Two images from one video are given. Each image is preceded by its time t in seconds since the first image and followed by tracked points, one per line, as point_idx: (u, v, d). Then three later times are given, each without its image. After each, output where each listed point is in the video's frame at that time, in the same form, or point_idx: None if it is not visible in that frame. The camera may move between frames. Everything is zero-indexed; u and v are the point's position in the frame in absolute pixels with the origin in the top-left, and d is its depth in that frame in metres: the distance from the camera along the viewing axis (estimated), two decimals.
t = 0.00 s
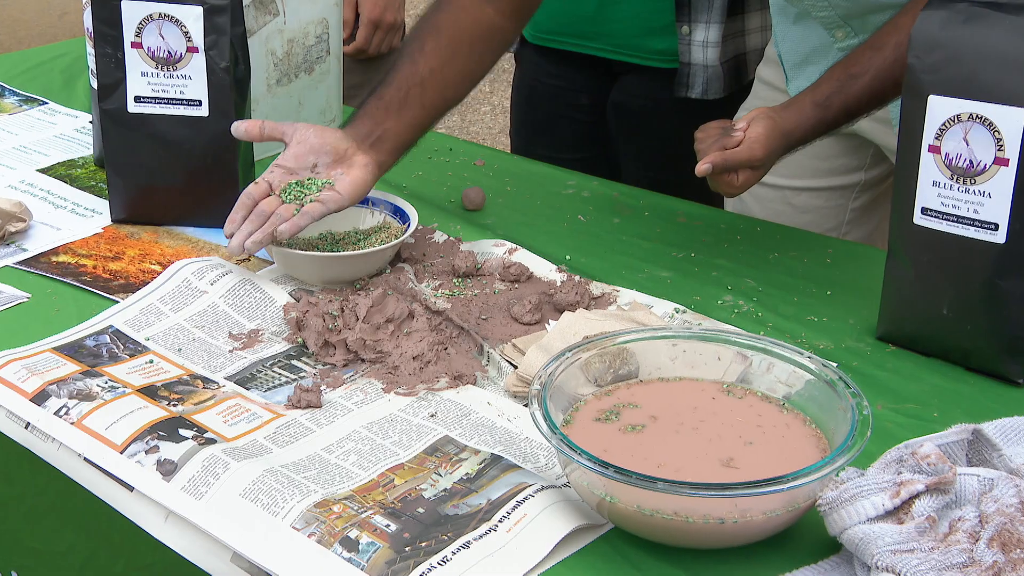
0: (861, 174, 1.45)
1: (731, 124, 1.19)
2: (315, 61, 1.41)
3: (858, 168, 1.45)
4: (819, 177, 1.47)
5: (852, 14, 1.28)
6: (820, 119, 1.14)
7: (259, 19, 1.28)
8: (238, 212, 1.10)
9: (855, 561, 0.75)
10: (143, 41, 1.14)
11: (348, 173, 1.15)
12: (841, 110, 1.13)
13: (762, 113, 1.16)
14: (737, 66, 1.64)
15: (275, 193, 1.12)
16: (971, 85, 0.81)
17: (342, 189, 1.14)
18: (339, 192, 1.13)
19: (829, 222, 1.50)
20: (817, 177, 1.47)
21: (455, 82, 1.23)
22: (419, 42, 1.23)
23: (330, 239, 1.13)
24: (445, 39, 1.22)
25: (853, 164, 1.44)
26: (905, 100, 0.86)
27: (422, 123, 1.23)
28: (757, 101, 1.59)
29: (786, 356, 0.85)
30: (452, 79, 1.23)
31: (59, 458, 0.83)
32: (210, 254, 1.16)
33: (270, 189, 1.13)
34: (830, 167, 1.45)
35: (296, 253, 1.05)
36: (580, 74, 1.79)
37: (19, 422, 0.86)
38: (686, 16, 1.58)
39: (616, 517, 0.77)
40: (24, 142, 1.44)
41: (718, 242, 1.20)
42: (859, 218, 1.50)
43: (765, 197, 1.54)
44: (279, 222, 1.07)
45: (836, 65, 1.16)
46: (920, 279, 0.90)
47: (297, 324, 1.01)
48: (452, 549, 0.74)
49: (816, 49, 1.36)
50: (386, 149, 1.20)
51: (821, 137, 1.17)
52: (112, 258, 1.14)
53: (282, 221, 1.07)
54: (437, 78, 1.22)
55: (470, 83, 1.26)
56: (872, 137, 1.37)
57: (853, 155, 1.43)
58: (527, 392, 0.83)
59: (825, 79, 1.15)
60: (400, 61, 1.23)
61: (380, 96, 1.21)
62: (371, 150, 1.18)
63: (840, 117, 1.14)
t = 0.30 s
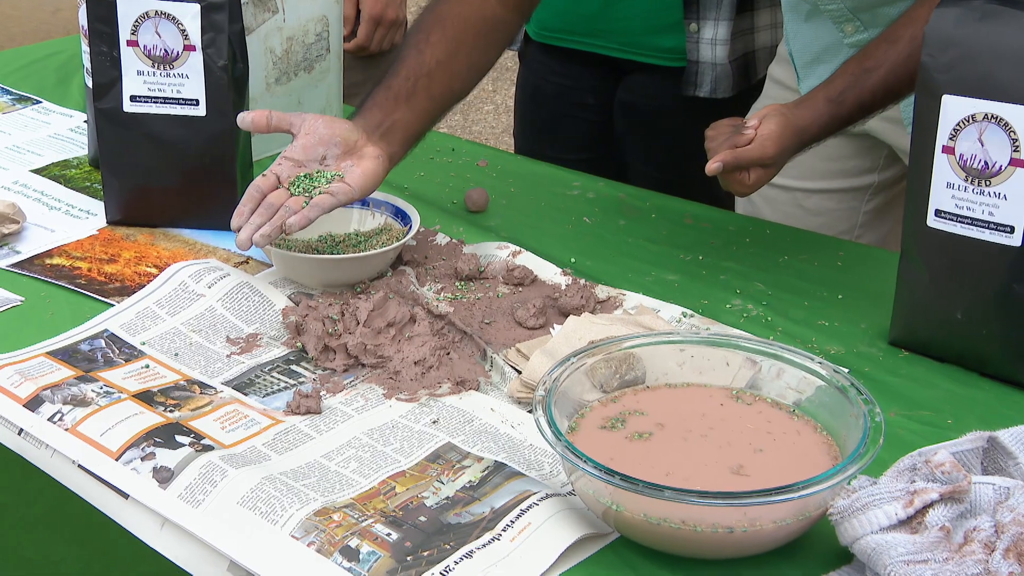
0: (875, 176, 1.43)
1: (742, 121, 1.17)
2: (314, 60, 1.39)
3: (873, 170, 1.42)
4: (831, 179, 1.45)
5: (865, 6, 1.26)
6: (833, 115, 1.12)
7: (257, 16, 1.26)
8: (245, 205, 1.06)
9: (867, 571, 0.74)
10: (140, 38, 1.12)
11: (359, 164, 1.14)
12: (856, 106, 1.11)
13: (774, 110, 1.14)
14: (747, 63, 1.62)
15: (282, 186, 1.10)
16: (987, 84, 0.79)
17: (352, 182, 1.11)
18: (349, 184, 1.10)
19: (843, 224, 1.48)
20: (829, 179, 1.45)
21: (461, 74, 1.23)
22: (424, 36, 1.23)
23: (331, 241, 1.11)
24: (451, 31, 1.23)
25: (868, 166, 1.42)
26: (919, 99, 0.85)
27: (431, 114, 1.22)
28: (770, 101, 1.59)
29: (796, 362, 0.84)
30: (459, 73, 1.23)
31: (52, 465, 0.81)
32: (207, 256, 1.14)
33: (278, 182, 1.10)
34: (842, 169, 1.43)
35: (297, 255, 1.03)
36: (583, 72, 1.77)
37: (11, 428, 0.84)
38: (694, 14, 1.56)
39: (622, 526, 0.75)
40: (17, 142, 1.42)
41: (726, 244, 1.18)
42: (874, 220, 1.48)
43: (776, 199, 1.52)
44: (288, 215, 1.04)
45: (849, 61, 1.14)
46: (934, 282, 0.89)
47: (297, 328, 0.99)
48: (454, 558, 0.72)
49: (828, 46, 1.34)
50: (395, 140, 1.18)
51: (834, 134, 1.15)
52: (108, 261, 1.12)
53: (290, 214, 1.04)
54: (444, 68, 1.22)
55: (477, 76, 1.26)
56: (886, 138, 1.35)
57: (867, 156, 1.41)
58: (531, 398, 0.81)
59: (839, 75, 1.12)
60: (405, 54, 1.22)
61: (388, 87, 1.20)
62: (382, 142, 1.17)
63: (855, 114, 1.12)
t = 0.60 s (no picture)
0: (890, 178, 1.41)
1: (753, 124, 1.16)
2: (315, 60, 1.37)
3: (888, 172, 1.41)
4: (845, 181, 1.43)
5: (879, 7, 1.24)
6: (845, 118, 1.10)
7: (256, 15, 1.24)
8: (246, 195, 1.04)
9: None
10: (136, 37, 1.10)
11: (358, 166, 1.11)
12: (870, 108, 1.09)
13: (785, 113, 1.12)
14: (756, 65, 1.60)
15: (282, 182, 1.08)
16: (1004, 84, 0.77)
17: (352, 183, 1.09)
18: (349, 184, 1.08)
19: (855, 227, 1.46)
20: (844, 181, 1.43)
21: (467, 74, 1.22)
22: (429, 37, 1.22)
23: (329, 245, 1.09)
24: (457, 31, 1.22)
25: (882, 168, 1.41)
26: (934, 100, 0.82)
27: (433, 115, 1.20)
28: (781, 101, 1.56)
29: (808, 369, 0.82)
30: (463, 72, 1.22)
31: (46, 474, 0.79)
32: (206, 261, 1.12)
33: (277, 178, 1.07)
34: (857, 171, 1.42)
35: (297, 260, 1.01)
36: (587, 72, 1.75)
37: (4, 436, 0.82)
38: (704, 12, 1.53)
39: (630, 538, 0.73)
40: (12, 143, 1.41)
41: (736, 248, 1.16)
42: (886, 223, 1.47)
43: (788, 201, 1.50)
44: (287, 206, 1.02)
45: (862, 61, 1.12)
46: (950, 287, 0.86)
47: (297, 334, 0.97)
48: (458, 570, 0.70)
49: (841, 46, 1.32)
50: (396, 142, 1.16)
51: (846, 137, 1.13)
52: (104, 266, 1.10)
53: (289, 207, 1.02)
54: (449, 68, 1.20)
55: (483, 77, 1.25)
56: (903, 139, 1.33)
57: (882, 158, 1.40)
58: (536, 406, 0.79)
59: (851, 79, 1.11)
60: (410, 54, 1.21)
61: (391, 88, 1.18)
62: (381, 143, 1.15)
63: (869, 118, 1.10)
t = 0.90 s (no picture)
0: (899, 179, 1.40)
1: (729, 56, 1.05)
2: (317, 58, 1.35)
3: (896, 173, 1.40)
4: (852, 182, 1.41)
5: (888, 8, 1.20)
6: (831, 60, 1.01)
7: (257, 13, 1.23)
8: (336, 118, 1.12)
9: None
10: (135, 36, 1.08)
11: (437, 114, 1.19)
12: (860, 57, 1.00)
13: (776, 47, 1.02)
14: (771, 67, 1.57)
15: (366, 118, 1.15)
16: None
17: (433, 125, 1.16)
18: (431, 126, 1.16)
19: (864, 228, 1.44)
20: (852, 182, 1.41)
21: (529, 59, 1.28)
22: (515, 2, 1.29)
23: (331, 248, 1.07)
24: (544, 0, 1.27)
25: (890, 168, 1.39)
26: (952, 101, 0.81)
27: (511, 77, 1.26)
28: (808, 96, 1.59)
29: (823, 377, 0.80)
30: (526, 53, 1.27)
31: (43, 483, 0.77)
32: (205, 264, 1.10)
33: (363, 115, 1.15)
34: (865, 172, 1.40)
35: (300, 263, 0.98)
36: (593, 72, 1.73)
37: None
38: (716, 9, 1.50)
39: (640, 549, 0.71)
40: (8, 144, 1.39)
41: (745, 252, 1.14)
42: (894, 225, 1.45)
43: (792, 203, 1.47)
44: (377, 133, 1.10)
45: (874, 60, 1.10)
46: (968, 293, 0.85)
47: (298, 339, 0.95)
48: None
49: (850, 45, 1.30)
50: (474, 97, 1.22)
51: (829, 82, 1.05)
52: (101, 269, 1.08)
53: (376, 132, 1.10)
54: (532, 32, 1.27)
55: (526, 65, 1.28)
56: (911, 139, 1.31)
57: (890, 158, 1.38)
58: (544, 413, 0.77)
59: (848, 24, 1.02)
60: (495, 21, 1.29)
61: (477, 48, 1.26)
62: (461, 96, 1.21)
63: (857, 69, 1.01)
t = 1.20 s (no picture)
0: (908, 180, 1.37)
1: None
2: (318, 57, 1.33)
3: (905, 173, 1.37)
4: (861, 183, 1.39)
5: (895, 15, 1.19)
6: (820, 16, 1.03)
7: (257, 11, 1.21)
8: (405, 110, 1.14)
9: None
10: (133, 34, 1.06)
11: (500, 103, 1.25)
12: (846, 18, 1.03)
13: None
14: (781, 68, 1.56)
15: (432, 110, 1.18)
16: None
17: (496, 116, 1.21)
18: (495, 117, 1.20)
19: (872, 231, 1.42)
20: (860, 183, 1.39)
21: (589, 50, 1.32)
22: None
23: (333, 252, 1.05)
24: None
25: (899, 168, 1.37)
26: (971, 101, 0.79)
27: (575, 64, 1.32)
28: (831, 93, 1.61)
29: (837, 385, 0.78)
30: (587, 42, 1.32)
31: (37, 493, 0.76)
32: (204, 268, 1.08)
33: (427, 106, 1.18)
34: (873, 173, 1.38)
35: (300, 267, 0.97)
36: (597, 71, 1.71)
37: None
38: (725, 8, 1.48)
39: (649, 561, 0.69)
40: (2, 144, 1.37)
41: (755, 256, 1.12)
42: (904, 227, 1.42)
43: (800, 205, 1.45)
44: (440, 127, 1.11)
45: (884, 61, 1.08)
46: (988, 300, 0.82)
47: (298, 345, 0.93)
48: None
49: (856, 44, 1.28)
50: (539, 85, 1.29)
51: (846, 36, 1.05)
52: (97, 272, 1.06)
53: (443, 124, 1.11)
54: (593, 19, 1.31)
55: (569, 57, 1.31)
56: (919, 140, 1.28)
57: (899, 158, 1.36)
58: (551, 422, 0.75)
59: None
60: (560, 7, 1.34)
61: (538, 37, 1.33)
62: (525, 85, 1.29)
63: (841, 34, 1.04)
